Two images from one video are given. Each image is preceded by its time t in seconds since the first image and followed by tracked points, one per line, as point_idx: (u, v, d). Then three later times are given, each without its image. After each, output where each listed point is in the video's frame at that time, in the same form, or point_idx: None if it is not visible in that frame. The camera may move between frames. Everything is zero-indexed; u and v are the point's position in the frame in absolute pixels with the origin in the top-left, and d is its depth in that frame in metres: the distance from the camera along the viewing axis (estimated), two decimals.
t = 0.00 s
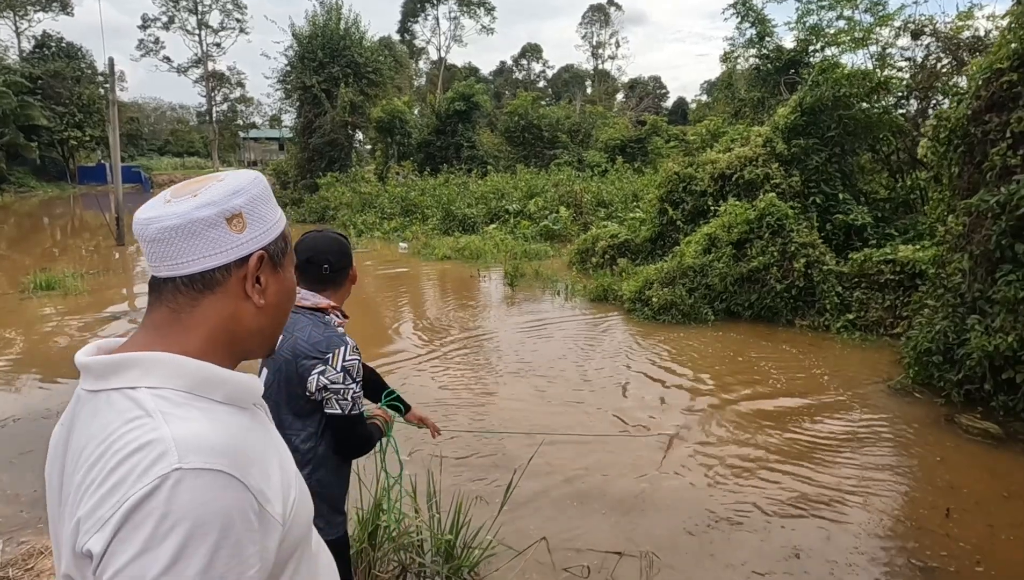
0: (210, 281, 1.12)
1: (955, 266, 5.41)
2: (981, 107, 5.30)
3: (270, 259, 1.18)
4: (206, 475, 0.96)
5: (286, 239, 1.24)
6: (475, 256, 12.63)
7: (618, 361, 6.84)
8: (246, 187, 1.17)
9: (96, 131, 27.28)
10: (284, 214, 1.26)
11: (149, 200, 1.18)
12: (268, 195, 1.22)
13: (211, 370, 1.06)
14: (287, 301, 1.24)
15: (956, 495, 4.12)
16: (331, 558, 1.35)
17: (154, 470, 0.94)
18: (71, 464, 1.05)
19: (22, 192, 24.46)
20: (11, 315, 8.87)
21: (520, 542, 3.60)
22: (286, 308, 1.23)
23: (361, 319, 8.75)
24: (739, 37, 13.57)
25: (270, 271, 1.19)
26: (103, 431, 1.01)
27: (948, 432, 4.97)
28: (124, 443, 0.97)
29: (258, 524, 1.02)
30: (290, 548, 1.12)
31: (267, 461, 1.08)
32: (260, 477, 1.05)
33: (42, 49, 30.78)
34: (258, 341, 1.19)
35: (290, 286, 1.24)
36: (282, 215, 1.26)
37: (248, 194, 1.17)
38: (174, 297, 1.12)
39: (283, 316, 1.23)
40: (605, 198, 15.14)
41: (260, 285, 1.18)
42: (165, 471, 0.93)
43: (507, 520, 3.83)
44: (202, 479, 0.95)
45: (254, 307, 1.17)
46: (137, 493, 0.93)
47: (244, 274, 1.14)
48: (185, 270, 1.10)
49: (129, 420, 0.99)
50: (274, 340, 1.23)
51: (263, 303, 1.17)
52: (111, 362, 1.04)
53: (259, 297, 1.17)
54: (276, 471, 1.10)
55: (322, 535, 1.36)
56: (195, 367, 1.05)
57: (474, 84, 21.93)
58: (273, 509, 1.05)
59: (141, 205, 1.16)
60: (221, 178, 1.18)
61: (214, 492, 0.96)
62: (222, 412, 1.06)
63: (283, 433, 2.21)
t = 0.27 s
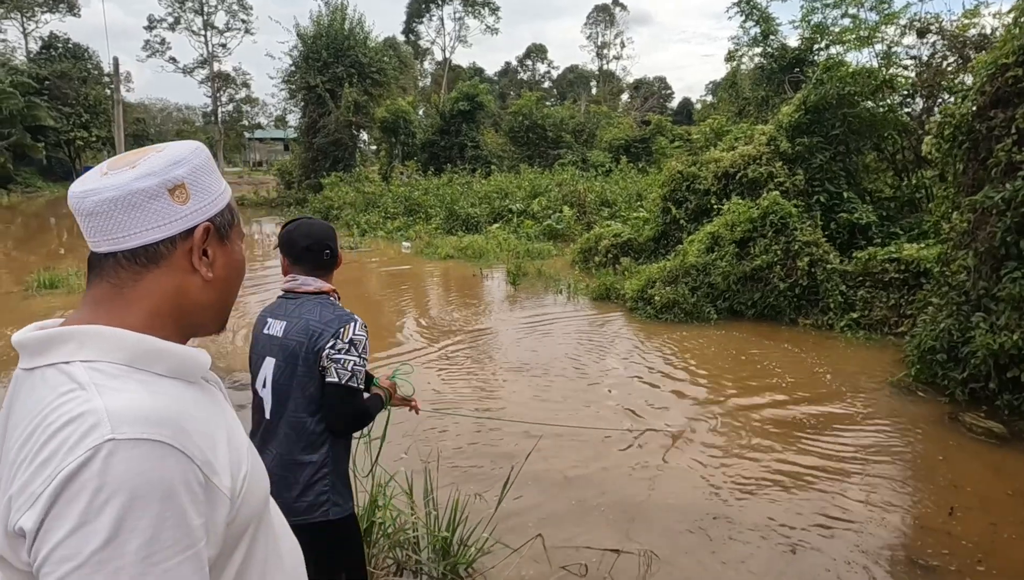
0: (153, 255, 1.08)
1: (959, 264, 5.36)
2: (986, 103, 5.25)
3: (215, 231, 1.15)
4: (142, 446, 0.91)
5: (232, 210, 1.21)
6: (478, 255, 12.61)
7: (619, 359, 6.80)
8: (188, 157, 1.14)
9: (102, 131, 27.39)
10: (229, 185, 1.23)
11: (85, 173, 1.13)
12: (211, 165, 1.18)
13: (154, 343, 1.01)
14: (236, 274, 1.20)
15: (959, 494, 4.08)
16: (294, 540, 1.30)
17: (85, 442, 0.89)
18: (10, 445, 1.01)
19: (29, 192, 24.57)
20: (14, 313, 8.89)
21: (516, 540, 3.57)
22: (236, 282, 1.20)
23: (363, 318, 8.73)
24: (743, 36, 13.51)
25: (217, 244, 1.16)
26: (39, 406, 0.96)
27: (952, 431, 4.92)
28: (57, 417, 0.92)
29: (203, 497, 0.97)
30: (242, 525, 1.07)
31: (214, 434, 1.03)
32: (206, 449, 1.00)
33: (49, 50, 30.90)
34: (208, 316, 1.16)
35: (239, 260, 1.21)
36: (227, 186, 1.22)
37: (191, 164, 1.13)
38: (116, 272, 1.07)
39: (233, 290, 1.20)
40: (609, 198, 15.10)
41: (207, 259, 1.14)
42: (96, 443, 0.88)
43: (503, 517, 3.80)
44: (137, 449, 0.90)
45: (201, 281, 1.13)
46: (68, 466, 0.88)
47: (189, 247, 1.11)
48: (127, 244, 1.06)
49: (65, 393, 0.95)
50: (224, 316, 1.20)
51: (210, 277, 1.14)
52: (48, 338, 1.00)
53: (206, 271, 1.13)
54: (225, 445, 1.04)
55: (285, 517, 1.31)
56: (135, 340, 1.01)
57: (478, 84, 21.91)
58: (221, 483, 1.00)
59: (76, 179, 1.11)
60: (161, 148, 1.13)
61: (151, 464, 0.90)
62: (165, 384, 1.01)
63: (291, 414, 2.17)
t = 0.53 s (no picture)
0: (110, 246, 1.03)
1: (975, 265, 5.27)
2: (1002, 102, 5.15)
3: (175, 223, 1.11)
4: (81, 440, 0.86)
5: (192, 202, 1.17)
6: (487, 256, 12.58)
7: (628, 361, 6.75)
8: (146, 145, 1.09)
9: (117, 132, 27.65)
10: (189, 175, 1.19)
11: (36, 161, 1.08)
12: (171, 154, 1.14)
13: (106, 334, 0.97)
14: (198, 267, 1.17)
15: (974, 500, 3.99)
16: (261, 541, 1.25)
17: (19, 435, 0.84)
18: None
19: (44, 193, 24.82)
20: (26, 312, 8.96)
21: (520, 543, 3.53)
22: (198, 275, 1.17)
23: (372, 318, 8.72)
24: (756, 36, 13.40)
25: (177, 236, 1.12)
26: None
27: (966, 435, 4.83)
28: None
29: (152, 495, 0.92)
30: (196, 524, 1.02)
31: (165, 429, 0.99)
32: (155, 445, 0.95)
33: (65, 52, 31.22)
34: (168, 310, 1.11)
35: (200, 252, 1.17)
36: (186, 176, 1.18)
37: (149, 152, 1.09)
38: (68, 263, 1.02)
39: (196, 284, 1.16)
40: (619, 199, 15.02)
41: (168, 251, 1.11)
42: (31, 435, 0.84)
43: (507, 520, 3.75)
44: (75, 443, 0.85)
45: (161, 272, 1.09)
46: None
47: (148, 238, 1.07)
48: (82, 234, 1.01)
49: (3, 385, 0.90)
50: (186, 310, 1.16)
51: (171, 269, 1.10)
52: None
53: (166, 263, 1.09)
54: (178, 440, 1.00)
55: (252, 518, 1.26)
56: (84, 331, 0.96)
57: (488, 85, 21.89)
58: (173, 478, 0.96)
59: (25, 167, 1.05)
60: (116, 135, 1.08)
61: (92, 458, 0.86)
62: (114, 376, 0.96)
63: (310, 412, 2.11)
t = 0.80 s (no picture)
0: (94, 248, 1.01)
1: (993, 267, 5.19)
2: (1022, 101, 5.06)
3: (159, 220, 1.09)
4: (66, 447, 0.86)
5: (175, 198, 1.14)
6: (499, 256, 12.56)
7: (639, 362, 6.71)
8: (126, 142, 1.06)
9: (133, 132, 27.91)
10: (170, 169, 1.16)
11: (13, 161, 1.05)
12: (150, 150, 1.11)
13: (91, 338, 0.96)
14: (185, 265, 1.15)
15: (991, 506, 3.92)
16: (254, 544, 1.25)
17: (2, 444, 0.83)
18: None
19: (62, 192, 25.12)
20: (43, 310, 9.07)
21: (527, 545, 3.51)
22: (185, 272, 1.15)
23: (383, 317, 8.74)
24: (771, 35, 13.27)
25: (162, 234, 1.10)
26: None
27: (983, 440, 4.76)
28: None
29: (139, 502, 0.92)
30: (186, 530, 1.02)
31: (153, 434, 0.98)
32: (144, 450, 0.95)
33: (83, 53, 31.58)
34: (155, 310, 1.10)
35: (186, 249, 1.15)
36: (167, 170, 1.15)
37: (129, 150, 1.05)
38: (52, 266, 1.00)
39: (182, 281, 1.14)
40: (632, 199, 14.94)
41: (154, 251, 1.09)
42: (14, 444, 0.83)
43: (515, 522, 3.74)
44: (60, 451, 0.85)
45: (147, 273, 1.07)
46: None
47: (133, 238, 1.05)
48: (65, 237, 0.99)
49: None
50: (173, 309, 1.14)
51: (158, 269, 1.08)
52: None
53: (152, 263, 1.08)
54: (167, 445, 1.00)
55: (245, 520, 1.26)
56: (70, 335, 0.95)
57: (501, 85, 21.86)
58: (160, 485, 0.96)
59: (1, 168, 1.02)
60: (93, 132, 1.05)
61: (76, 466, 0.85)
62: (101, 381, 0.96)
63: (335, 417, 2.08)
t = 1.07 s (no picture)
0: (99, 262, 1.01)
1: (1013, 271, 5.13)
2: None
3: (167, 234, 1.07)
4: (67, 464, 0.86)
5: (185, 212, 1.12)
6: (512, 256, 12.56)
7: (652, 364, 6.69)
8: (134, 156, 1.04)
9: (151, 133, 28.24)
10: (182, 182, 1.14)
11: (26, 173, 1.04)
12: (161, 162, 1.10)
13: (94, 353, 0.96)
14: (193, 278, 1.13)
15: (1010, 514, 3.86)
16: (255, 554, 1.25)
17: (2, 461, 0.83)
18: None
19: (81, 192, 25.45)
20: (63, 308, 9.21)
21: (538, 548, 3.51)
22: (192, 286, 1.13)
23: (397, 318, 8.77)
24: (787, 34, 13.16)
25: (170, 248, 1.08)
26: None
27: (1002, 446, 4.69)
28: None
29: (139, 519, 0.92)
30: (186, 544, 1.02)
31: (155, 450, 0.98)
32: (144, 466, 0.95)
33: (103, 55, 31.97)
34: (160, 323, 1.09)
35: (194, 262, 1.13)
36: (178, 182, 1.14)
37: (137, 163, 1.04)
38: (57, 280, 1.00)
39: (189, 295, 1.13)
40: (646, 200, 14.88)
41: (160, 265, 1.07)
42: (14, 462, 0.83)
43: (526, 525, 3.74)
44: (61, 469, 0.85)
45: (152, 287, 1.06)
46: None
47: (139, 253, 1.04)
48: (72, 251, 0.98)
49: None
50: (179, 322, 1.13)
51: (163, 284, 1.07)
52: None
53: (158, 277, 1.06)
54: (168, 460, 1.00)
55: (246, 531, 1.26)
56: (73, 349, 0.95)
57: (515, 85, 21.85)
58: (160, 502, 0.96)
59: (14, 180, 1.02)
60: (104, 144, 1.04)
61: (77, 483, 0.86)
62: (105, 395, 0.96)
63: (353, 427, 2.09)
